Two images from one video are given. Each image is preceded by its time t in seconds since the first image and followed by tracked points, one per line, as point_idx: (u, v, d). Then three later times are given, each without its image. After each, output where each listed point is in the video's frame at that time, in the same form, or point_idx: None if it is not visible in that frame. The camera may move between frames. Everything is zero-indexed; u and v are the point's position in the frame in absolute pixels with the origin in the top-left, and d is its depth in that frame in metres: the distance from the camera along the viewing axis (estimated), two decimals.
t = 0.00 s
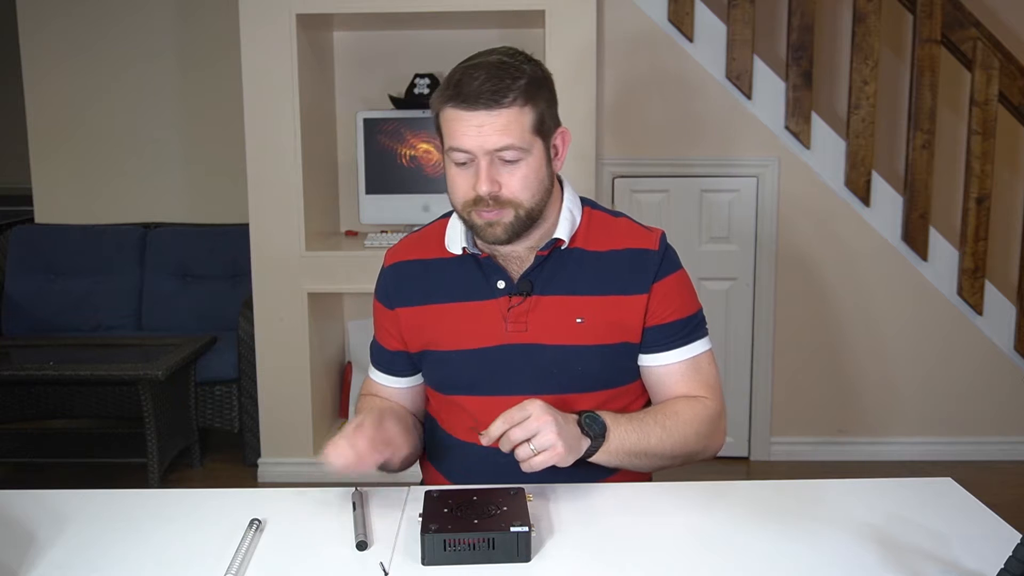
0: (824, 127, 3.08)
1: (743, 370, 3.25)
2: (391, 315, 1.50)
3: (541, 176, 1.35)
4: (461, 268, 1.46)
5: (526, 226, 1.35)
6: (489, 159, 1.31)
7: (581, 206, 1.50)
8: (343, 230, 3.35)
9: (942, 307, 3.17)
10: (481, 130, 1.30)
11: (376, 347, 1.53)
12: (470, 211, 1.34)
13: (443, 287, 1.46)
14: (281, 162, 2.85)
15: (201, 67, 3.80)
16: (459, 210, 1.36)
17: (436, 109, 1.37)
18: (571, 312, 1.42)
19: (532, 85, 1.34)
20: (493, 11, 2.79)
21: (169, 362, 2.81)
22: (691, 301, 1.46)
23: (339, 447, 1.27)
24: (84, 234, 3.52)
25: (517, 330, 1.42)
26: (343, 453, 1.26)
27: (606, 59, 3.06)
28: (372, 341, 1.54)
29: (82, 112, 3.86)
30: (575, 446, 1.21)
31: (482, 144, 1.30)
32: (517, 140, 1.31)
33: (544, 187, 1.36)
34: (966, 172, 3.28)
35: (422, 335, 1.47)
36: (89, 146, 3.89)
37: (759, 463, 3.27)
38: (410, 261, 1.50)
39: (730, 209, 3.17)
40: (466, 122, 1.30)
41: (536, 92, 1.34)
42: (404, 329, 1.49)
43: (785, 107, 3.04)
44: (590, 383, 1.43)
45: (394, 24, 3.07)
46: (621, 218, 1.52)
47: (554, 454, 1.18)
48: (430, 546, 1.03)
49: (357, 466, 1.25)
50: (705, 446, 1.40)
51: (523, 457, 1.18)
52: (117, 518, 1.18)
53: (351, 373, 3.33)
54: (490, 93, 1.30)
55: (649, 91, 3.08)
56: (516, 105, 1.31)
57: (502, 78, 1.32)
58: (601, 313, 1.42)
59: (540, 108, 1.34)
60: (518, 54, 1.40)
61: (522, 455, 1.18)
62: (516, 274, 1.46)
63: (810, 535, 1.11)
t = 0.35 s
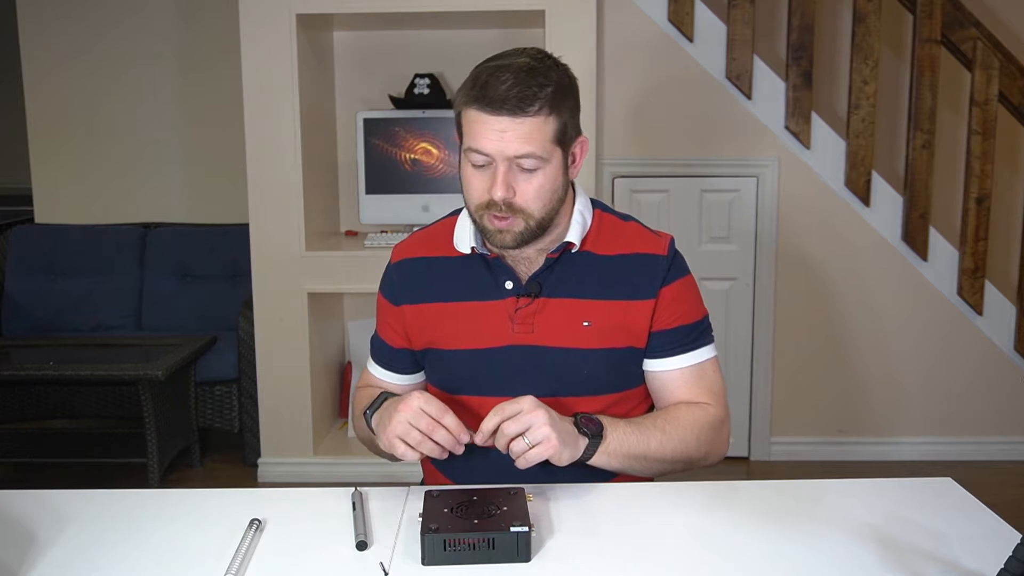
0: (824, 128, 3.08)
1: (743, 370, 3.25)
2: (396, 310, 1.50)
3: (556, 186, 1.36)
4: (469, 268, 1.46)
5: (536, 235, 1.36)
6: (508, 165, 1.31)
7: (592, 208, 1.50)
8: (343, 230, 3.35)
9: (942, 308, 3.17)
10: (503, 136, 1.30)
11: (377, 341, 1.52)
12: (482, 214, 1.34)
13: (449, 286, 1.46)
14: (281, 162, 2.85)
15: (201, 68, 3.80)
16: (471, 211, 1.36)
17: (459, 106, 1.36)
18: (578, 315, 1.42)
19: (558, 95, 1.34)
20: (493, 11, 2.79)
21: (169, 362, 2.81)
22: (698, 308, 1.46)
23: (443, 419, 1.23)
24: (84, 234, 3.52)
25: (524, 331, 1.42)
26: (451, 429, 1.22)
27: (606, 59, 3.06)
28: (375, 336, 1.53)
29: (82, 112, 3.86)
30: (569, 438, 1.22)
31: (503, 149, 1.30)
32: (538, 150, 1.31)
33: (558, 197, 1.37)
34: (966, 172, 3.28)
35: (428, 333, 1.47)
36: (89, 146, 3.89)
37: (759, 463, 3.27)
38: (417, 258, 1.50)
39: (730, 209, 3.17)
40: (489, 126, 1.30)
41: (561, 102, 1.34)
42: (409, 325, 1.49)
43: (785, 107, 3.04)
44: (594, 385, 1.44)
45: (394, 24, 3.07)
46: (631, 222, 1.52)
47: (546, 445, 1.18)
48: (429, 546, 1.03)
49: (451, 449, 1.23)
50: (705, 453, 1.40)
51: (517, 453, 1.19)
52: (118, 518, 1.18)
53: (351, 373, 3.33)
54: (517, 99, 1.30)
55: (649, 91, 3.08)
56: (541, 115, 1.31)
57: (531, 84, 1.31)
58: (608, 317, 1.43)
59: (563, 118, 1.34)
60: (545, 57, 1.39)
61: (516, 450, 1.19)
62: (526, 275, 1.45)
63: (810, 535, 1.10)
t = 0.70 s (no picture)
0: (824, 128, 3.08)
1: (743, 370, 3.25)
2: (402, 306, 1.50)
3: (562, 187, 1.36)
4: (477, 267, 1.47)
5: (539, 235, 1.36)
6: (514, 163, 1.31)
7: (599, 210, 1.52)
8: (343, 230, 3.35)
9: (942, 307, 3.17)
10: (511, 133, 1.30)
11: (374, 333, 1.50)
12: (486, 211, 1.34)
13: (455, 284, 1.47)
14: (281, 161, 2.85)
15: (201, 68, 3.80)
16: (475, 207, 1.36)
17: (469, 101, 1.35)
18: (583, 316, 1.42)
19: (569, 96, 1.34)
20: (493, 11, 2.79)
21: (169, 362, 2.81)
22: (702, 312, 1.47)
23: (381, 424, 1.25)
24: (85, 234, 3.52)
25: (529, 332, 1.42)
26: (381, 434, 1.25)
27: (606, 59, 3.06)
28: (374, 327, 1.51)
29: (82, 112, 3.86)
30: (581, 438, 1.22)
31: (510, 147, 1.30)
32: (545, 149, 1.31)
33: (563, 198, 1.37)
34: (966, 172, 3.28)
35: (433, 329, 1.47)
36: (90, 146, 3.89)
37: (759, 463, 3.27)
38: (425, 254, 1.50)
39: (730, 209, 3.17)
40: (498, 123, 1.30)
41: (571, 103, 1.34)
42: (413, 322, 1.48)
43: (785, 107, 3.04)
44: (598, 389, 1.43)
45: (394, 24, 3.07)
46: (637, 224, 1.53)
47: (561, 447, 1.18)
48: (430, 546, 1.03)
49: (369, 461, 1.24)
50: (709, 457, 1.39)
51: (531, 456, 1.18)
52: (117, 518, 1.18)
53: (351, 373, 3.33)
54: (528, 97, 1.30)
55: (649, 91, 3.07)
56: (550, 115, 1.31)
57: (542, 83, 1.31)
58: (614, 318, 1.43)
59: (573, 120, 1.35)
60: (558, 58, 1.40)
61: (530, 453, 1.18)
62: (532, 275, 1.47)
63: (810, 535, 1.10)
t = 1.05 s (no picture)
0: (824, 128, 3.08)
1: (743, 369, 3.26)
2: (412, 294, 1.49)
3: (577, 180, 1.36)
4: (486, 262, 1.47)
5: (553, 228, 1.36)
6: (531, 153, 1.31)
7: (606, 210, 1.52)
8: (343, 230, 3.35)
9: (942, 307, 3.17)
10: (529, 123, 1.30)
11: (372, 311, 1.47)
12: (501, 202, 1.34)
13: (466, 278, 1.47)
14: (281, 161, 2.85)
15: (202, 68, 3.80)
16: (490, 198, 1.36)
17: (486, 92, 1.36)
18: (592, 314, 1.43)
19: (586, 88, 1.34)
20: (493, 11, 2.79)
21: (169, 362, 2.81)
22: (707, 312, 1.48)
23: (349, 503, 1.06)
24: (85, 234, 3.52)
25: (538, 329, 1.42)
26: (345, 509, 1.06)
27: (606, 60, 3.06)
28: (376, 308, 1.47)
29: (83, 112, 3.86)
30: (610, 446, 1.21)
31: (528, 137, 1.30)
32: (563, 140, 1.31)
33: (578, 191, 1.37)
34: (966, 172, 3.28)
35: (441, 321, 1.46)
36: (90, 147, 3.89)
37: (759, 463, 3.27)
38: (436, 245, 1.51)
39: (730, 209, 3.17)
40: (516, 113, 1.30)
41: (588, 96, 1.35)
42: (422, 312, 1.48)
43: (785, 107, 3.04)
44: (605, 387, 1.43)
45: (394, 24, 3.07)
46: (644, 225, 1.54)
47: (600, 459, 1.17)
48: (430, 546, 1.03)
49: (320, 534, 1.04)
50: (719, 455, 1.41)
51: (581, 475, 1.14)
52: (117, 518, 1.18)
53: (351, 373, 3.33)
54: (546, 88, 1.30)
55: (649, 91, 3.08)
56: (569, 106, 1.31)
57: (561, 75, 1.32)
58: (622, 317, 1.43)
59: (589, 112, 1.35)
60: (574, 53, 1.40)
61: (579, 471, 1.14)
62: (541, 273, 1.47)
63: (810, 535, 1.11)
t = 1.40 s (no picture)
0: (823, 128, 3.08)
1: (743, 369, 3.26)
2: (408, 303, 1.48)
3: (578, 176, 1.36)
4: (483, 264, 1.47)
5: (555, 225, 1.36)
6: (532, 150, 1.31)
7: (604, 209, 1.52)
8: (343, 230, 3.35)
9: (942, 307, 3.17)
10: (529, 120, 1.30)
11: (376, 328, 1.49)
12: (503, 201, 1.33)
13: (463, 281, 1.47)
14: (281, 162, 2.85)
15: (202, 68, 3.80)
16: (490, 197, 1.36)
17: (484, 91, 1.35)
18: (591, 314, 1.42)
19: (584, 84, 1.34)
20: (494, 11, 2.79)
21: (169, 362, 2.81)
22: (707, 310, 1.48)
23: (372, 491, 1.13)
24: (85, 234, 3.52)
25: (536, 329, 1.42)
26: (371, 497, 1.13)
27: (605, 60, 3.06)
28: (377, 324, 1.49)
29: (83, 112, 3.86)
30: (620, 478, 1.21)
31: (529, 134, 1.30)
32: (563, 136, 1.31)
33: (579, 187, 1.37)
34: (966, 172, 3.28)
35: (438, 326, 1.46)
36: (90, 147, 3.89)
37: (759, 463, 3.27)
38: (430, 252, 1.50)
39: (730, 209, 3.17)
40: (515, 110, 1.30)
41: (587, 91, 1.34)
42: (419, 318, 1.47)
43: (785, 107, 3.03)
44: (604, 386, 1.43)
45: (394, 24, 3.07)
46: (642, 223, 1.54)
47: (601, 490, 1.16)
48: (430, 546, 1.03)
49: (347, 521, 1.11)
50: (722, 454, 1.42)
51: (582, 508, 1.13)
52: (118, 517, 1.18)
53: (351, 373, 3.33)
54: (545, 85, 1.30)
55: (649, 93, 3.08)
56: (568, 101, 1.31)
57: (559, 71, 1.32)
58: (621, 316, 1.43)
59: (588, 108, 1.35)
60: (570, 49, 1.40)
61: (581, 507, 1.13)
62: (539, 272, 1.47)
63: (809, 535, 1.11)
